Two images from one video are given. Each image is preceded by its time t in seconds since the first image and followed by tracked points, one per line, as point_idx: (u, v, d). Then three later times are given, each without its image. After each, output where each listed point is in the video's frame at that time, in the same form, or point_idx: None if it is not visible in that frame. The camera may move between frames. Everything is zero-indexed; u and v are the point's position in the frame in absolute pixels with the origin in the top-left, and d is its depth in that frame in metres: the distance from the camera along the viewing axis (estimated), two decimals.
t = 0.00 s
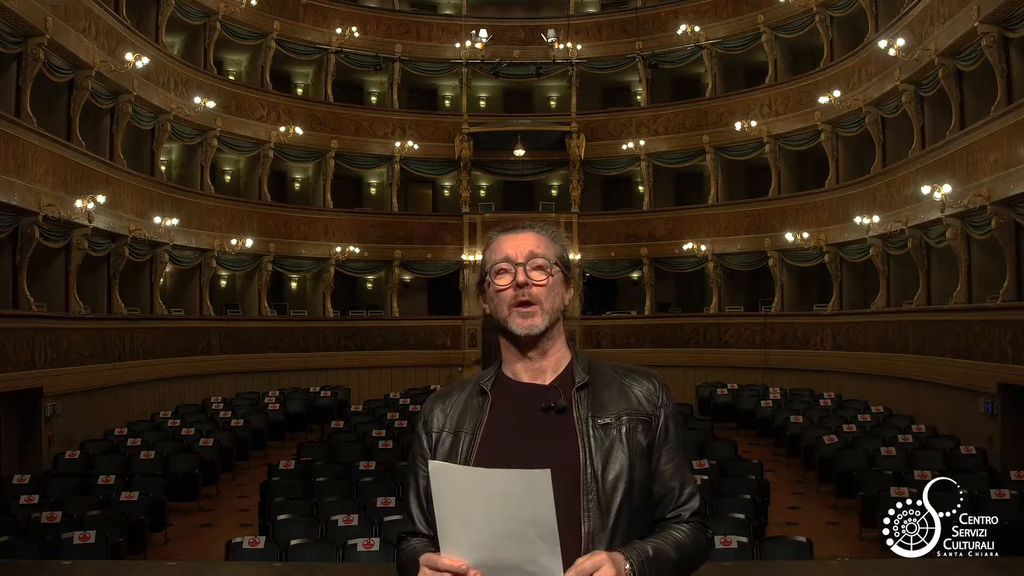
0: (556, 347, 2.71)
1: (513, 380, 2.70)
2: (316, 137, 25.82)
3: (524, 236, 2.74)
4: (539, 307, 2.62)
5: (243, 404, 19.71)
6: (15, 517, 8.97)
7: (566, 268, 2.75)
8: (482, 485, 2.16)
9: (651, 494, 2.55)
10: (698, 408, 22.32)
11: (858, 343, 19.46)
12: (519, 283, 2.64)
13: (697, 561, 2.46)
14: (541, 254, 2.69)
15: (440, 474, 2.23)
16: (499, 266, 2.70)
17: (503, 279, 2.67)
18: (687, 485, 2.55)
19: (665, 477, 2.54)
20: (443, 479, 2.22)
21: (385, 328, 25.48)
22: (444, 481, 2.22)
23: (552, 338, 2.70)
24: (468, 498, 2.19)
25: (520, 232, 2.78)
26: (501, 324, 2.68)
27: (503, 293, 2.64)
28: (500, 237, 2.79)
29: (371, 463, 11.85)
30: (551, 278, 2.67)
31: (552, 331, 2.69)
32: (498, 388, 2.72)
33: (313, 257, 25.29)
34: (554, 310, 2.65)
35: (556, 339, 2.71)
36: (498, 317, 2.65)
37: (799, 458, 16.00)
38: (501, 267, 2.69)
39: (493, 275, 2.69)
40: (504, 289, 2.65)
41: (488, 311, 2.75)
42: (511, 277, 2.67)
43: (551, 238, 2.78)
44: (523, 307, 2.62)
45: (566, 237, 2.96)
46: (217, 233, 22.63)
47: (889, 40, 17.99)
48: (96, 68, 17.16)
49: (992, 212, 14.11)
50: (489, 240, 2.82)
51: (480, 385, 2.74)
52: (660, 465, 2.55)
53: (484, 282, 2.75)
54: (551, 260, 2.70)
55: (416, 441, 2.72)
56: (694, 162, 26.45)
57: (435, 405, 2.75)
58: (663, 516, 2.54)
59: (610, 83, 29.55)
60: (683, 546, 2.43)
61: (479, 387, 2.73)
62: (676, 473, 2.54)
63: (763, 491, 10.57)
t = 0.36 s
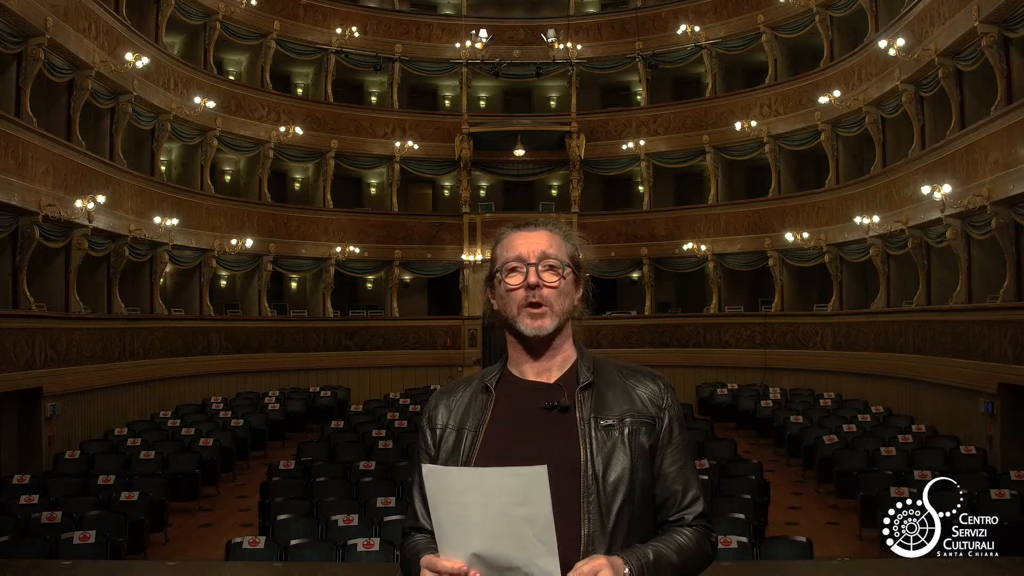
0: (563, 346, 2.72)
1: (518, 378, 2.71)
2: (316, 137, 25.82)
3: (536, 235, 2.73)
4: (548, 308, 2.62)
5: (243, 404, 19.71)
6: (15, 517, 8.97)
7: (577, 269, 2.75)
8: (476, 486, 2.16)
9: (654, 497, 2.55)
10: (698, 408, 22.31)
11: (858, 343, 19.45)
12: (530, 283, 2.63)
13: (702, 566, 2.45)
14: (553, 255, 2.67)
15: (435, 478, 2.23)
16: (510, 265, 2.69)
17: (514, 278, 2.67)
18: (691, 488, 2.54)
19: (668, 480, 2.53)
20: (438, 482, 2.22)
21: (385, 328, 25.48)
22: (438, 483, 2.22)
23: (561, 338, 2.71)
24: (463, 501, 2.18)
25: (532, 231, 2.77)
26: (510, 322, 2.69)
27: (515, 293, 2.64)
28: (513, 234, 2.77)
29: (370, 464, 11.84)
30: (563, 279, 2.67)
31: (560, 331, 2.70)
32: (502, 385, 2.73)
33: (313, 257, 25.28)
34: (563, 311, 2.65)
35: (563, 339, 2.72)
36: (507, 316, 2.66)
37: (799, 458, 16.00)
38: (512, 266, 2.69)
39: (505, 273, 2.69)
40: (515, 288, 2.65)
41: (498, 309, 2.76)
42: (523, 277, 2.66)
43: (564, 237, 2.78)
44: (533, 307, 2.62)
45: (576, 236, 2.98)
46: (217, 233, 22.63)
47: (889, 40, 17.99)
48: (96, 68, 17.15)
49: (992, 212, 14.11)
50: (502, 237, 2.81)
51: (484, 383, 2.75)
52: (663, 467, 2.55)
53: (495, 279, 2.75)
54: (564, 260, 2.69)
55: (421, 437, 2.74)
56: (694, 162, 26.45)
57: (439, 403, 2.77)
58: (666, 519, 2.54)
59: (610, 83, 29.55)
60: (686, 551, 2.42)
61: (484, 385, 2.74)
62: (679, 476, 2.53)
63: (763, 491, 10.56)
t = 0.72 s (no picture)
0: (562, 344, 2.73)
1: (517, 376, 2.71)
2: (316, 137, 25.82)
3: (543, 235, 2.75)
4: (553, 305, 2.64)
5: (243, 404, 19.71)
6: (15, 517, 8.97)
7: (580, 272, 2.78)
8: (482, 478, 2.17)
9: (649, 492, 2.54)
10: (698, 408, 22.32)
11: (858, 343, 19.46)
12: (537, 280, 2.65)
13: (695, 560, 2.44)
14: (559, 255, 2.70)
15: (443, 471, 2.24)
16: (518, 262, 2.70)
17: (521, 274, 2.68)
18: (684, 483, 2.53)
19: (662, 475, 2.53)
20: (444, 474, 2.23)
21: (385, 328, 25.48)
22: (445, 475, 2.23)
23: (561, 336, 2.73)
24: (469, 491, 2.19)
25: (539, 231, 2.79)
26: (512, 317, 2.69)
27: (521, 288, 2.65)
28: (521, 233, 2.79)
29: (371, 464, 11.84)
30: (568, 280, 2.70)
31: (561, 330, 2.71)
32: (501, 384, 2.72)
33: (313, 257, 25.28)
34: (566, 309, 2.67)
35: (564, 337, 2.74)
36: (510, 311, 2.66)
37: (798, 458, 16.00)
38: (519, 263, 2.70)
39: (511, 269, 2.70)
40: (522, 283, 2.65)
41: (500, 304, 2.76)
42: (531, 274, 2.68)
43: (569, 241, 2.81)
44: (538, 303, 2.63)
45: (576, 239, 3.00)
46: (217, 233, 22.63)
47: (889, 40, 17.99)
48: (96, 68, 17.15)
49: (992, 212, 14.12)
50: (509, 236, 2.83)
51: (483, 380, 2.75)
52: (657, 463, 2.54)
53: (499, 275, 2.76)
54: (570, 263, 2.72)
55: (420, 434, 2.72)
56: (694, 162, 26.45)
57: (438, 400, 2.75)
58: (660, 514, 2.53)
59: (610, 83, 29.55)
60: (680, 543, 2.42)
61: (482, 383, 2.73)
62: (673, 472, 2.53)
63: (763, 491, 10.56)
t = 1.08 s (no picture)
0: (556, 344, 2.72)
1: (512, 377, 2.69)
2: (316, 137, 25.82)
3: (537, 238, 2.74)
4: (548, 308, 2.63)
5: (243, 404, 19.71)
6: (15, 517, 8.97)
7: (573, 274, 2.78)
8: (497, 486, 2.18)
9: (640, 486, 2.57)
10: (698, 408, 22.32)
11: (858, 343, 19.46)
12: (533, 283, 2.63)
13: (684, 551, 2.49)
14: (554, 258, 2.69)
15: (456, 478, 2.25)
16: (513, 264, 2.69)
17: (517, 276, 2.66)
18: (673, 477, 2.58)
19: (652, 470, 2.57)
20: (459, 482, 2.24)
21: (385, 328, 25.48)
22: (457, 482, 2.24)
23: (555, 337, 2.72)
24: (481, 498, 2.20)
25: (533, 233, 2.78)
26: (508, 319, 2.67)
27: (517, 290, 2.63)
28: (515, 235, 2.77)
29: (370, 464, 11.84)
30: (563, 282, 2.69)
31: (556, 332, 2.70)
32: (498, 384, 2.71)
33: (313, 257, 25.28)
34: (561, 311, 2.66)
35: (557, 338, 2.73)
36: (506, 313, 2.64)
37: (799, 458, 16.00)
38: (515, 266, 2.68)
39: (507, 271, 2.68)
40: (518, 285, 2.63)
41: (495, 306, 2.74)
42: (526, 276, 2.66)
43: (562, 243, 2.80)
44: (534, 306, 2.62)
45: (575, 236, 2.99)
46: (217, 233, 22.64)
47: (889, 40, 17.99)
48: (96, 68, 17.14)
49: (992, 212, 14.12)
50: (502, 238, 2.81)
51: (479, 381, 2.73)
52: (648, 459, 2.58)
53: (493, 278, 2.74)
54: (564, 265, 2.71)
55: (416, 434, 2.71)
56: (694, 162, 26.46)
57: (434, 401, 2.73)
58: (649, 507, 2.57)
59: (610, 83, 29.56)
60: (671, 536, 2.46)
61: (478, 383, 2.72)
62: (664, 467, 2.57)
63: (763, 491, 10.56)
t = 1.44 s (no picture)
0: (558, 344, 2.73)
1: (519, 375, 2.70)
2: (316, 137, 25.82)
3: (535, 239, 2.74)
4: (547, 310, 2.64)
5: (243, 404, 19.71)
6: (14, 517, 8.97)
7: (571, 274, 2.78)
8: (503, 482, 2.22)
9: (645, 480, 2.62)
10: (698, 408, 22.31)
11: (858, 343, 19.46)
12: (531, 285, 2.64)
13: (688, 543, 2.54)
14: (552, 259, 2.70)
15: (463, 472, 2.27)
16: (511, 268, 2.69)
17: (515, 279, 2.67)
18: (676, 470, 2.63)
19: (656, 464, 2.62)
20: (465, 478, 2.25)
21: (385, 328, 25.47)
22: (463, 477, 2.26)
23: (556, 337, 2.73)
24: (488, 493, 2.23)
25: (531, 235, 2.77)
26: (508, 322, 2.69)
27: (514, 294, 2.65)
28: (513, 237, 2.78)
29: (370, 464, 11.85)
30: (561, 282, 2.70)
31: (557, 333, 2.72)
32: (504, 382, 2.70)
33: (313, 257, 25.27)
34: (560, 312, 2.67)
35: (559, 337, 2.74)
36: (506, 316, 2.66)
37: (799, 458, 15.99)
38: (513, 269, 2.69)
39: (505, 275, 2.69)
40: (516, 289, 2.65)
41: (496, 308, 2.76)
42: (524, 279, 2.67)
43: (560, 243, 2.80)
44: (532, 309, 2.63)
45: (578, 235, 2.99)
46: (217, 233, 22.63)
47: (889, 40, 17.99)
48: (96, 68, 17.14)
49: (992, 212, 14.12)
50: (501, 240, 2.81)
51: (486, 378, 2.73)
52: (652, 453, 2.63)
53: (494, 281, 2.75)
54: (561, 265, 2.72)
55: (425, 431, 2.71)
56: (694, 162, 26.47)
57: (442, 398, 2.73)
58: (654, 499, 2.62)
59: (610, 83, 29.57)
60: (676, 528, 2.51)
61: (485, 380, 2.72)
62: (667, 459, 2.62)
63: (763, 491, 10.56)
